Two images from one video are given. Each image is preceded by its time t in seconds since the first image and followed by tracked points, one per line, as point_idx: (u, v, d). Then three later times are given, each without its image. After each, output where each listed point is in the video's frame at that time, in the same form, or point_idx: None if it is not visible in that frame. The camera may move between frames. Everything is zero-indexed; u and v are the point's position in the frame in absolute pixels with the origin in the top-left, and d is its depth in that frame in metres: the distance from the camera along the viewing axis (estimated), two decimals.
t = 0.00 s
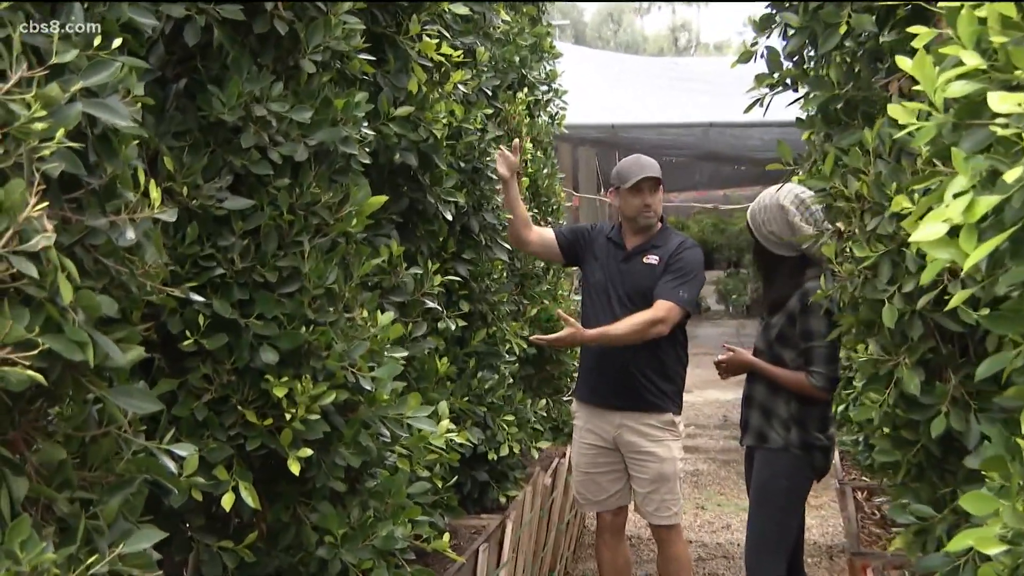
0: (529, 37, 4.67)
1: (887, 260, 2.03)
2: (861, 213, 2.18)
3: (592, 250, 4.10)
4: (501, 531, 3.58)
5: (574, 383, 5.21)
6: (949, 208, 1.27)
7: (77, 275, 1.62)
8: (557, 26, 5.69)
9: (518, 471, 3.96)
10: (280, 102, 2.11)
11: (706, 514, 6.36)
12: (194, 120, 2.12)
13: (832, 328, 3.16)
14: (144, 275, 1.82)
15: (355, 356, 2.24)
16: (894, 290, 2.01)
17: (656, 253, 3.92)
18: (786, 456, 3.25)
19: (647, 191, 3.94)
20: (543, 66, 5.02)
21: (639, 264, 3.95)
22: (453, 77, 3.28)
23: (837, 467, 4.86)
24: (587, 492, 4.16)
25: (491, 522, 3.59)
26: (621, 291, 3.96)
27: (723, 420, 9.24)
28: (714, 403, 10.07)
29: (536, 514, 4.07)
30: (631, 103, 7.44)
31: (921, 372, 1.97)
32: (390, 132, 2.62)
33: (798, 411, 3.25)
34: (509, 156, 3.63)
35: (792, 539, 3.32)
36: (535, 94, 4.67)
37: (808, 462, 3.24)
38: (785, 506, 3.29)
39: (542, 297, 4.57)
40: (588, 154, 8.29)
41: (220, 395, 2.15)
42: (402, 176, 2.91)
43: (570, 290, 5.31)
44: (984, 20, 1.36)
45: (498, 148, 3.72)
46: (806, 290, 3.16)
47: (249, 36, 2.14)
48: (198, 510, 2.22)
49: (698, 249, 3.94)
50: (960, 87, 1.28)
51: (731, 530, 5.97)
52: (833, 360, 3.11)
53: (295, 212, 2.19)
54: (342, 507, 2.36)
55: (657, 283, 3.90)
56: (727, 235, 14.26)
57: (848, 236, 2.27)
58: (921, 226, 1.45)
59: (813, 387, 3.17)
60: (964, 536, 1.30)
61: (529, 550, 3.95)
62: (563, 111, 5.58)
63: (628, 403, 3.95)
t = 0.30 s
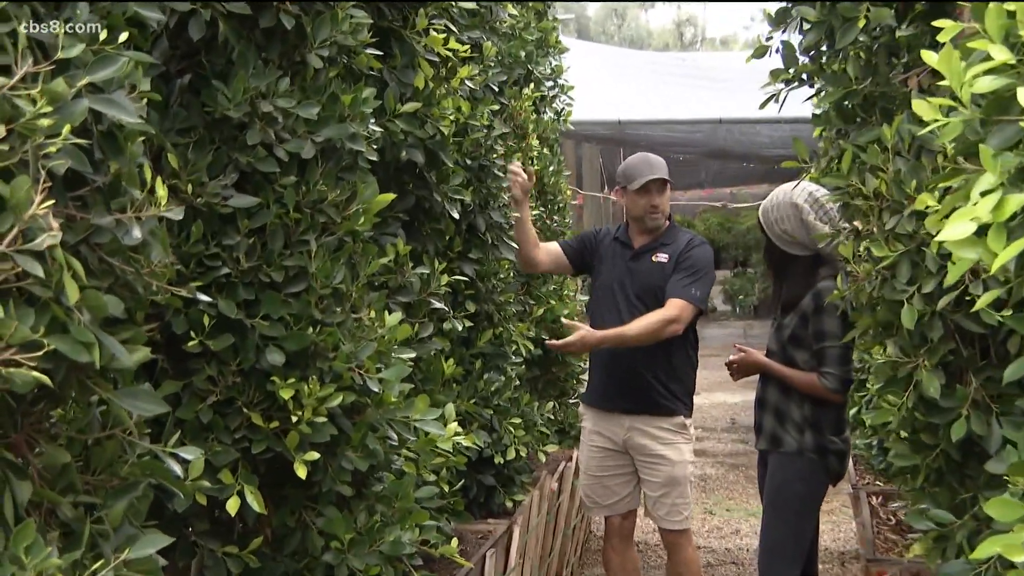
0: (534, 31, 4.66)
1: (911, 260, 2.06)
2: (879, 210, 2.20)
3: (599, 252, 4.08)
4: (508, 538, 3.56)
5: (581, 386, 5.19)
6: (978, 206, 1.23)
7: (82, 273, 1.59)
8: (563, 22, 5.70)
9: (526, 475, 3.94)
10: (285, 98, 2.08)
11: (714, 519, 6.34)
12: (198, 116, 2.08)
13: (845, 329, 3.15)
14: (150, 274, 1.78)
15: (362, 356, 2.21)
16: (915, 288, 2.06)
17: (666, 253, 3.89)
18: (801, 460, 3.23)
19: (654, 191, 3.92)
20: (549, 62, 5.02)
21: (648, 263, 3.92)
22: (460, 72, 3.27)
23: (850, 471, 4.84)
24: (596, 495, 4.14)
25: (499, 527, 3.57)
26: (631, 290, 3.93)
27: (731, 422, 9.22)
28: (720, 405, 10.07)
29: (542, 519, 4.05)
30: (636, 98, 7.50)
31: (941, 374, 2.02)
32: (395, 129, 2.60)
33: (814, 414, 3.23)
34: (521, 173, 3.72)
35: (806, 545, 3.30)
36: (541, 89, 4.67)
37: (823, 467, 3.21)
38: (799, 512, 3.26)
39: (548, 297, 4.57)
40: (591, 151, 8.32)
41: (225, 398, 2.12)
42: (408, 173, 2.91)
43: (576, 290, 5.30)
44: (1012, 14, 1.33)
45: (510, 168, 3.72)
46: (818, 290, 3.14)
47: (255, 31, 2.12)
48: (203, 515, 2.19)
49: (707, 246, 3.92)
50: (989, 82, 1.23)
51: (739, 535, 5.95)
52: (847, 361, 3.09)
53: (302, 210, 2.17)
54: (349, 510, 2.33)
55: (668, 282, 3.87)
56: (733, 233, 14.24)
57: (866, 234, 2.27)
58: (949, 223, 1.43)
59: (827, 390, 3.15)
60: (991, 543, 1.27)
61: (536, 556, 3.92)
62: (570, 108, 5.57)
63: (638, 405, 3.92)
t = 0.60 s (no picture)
0: (543, 25, 4.66)
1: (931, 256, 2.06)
2: (899, 205, 2.20)
3: (607, 253, 4.06)
4: (517, 536, 3.56)
5: (588, 382, 5.19)
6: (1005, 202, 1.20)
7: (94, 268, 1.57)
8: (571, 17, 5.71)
9: (534, 473, 3.95)
10: (297, 90, 2.07)
11: (723, 519, 6.33)
12: (209, 108, 2.07)
13: (861, 327, 3.11)
14: (161, 268, 1.76)
15: (374, 352, 2.20)
16: (933, 285, 2.05)
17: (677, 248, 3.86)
18: (814, 459, 3.22)
19: (662, 184, 3.94)
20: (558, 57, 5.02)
21: (659, 259, 3.88)
22: (469, 65, 3.28)
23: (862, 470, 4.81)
24: (607, 493, 4.14)
25: (507, 526, 3.59)
26: (642, 287, 3.88)
27: (738, 421, 9.20)
28: (726, 403, 10.06)
29: (551, 517, 4.05)
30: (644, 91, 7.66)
31: (961, 373, 2.01)
32: (406, 122, 2.60)
33: (828, 412, 3.22)
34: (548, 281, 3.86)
35: (818, 546, 3.27)
36: (549, 84, 4.67)
37: (837, 466, 3.20)
38: (812, 511, 3.25)
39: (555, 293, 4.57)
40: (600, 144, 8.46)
41: (235, 393, 2.11)
42: (417, 167, 2.93)
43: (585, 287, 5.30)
44: None
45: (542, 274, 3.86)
46: (833, 286, 3.13)
47: (267, 22, 2.10)
48: (212, 512, 2.18)
49: (720, 241, 3.87)
50: (1018, 74, 1.20)
51: (748, 536, 5.94)
52: (863, 359, 3.09)
53: (313, 203, 2.15)
54: (359, 508, 2.32)
55: (681, 279, 3.83)
56: (739, 229, 14.22)
57: (887, 230, 2.27)
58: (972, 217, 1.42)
59: (842, 388, 3.13)
60: (1014, 544, 1.25)
61: (545, 554, 3.94)
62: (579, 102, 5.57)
63: (654, 404, 3.86)
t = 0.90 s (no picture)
0: (534, 20, 4.67)
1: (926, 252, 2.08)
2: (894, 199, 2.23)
3: (594, 251, 4.07)
4: (511, 530, 3.58)
5: (579, 377, 5.21)
6: (1007, 195, 1.22)
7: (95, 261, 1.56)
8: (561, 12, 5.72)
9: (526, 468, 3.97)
10: (293, 83, 2.06)
11: (712, 513, 6.37)
12: (205, 101, 2.06)
13: (847, 319, 3.15)
14: (160, 261, 1.76)
15: (371, 346, 2.20)
16: (928, 279, 2.07)
17: (671, 244, 3.91)
18: (809, 453, 3.24)
19: (642, 179, 3.94)
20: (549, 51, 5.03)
21: (652, 255, 3.92)
22: (462, 59, 3.28)
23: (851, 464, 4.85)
24: (603, 488, 4.14)
25: (501, 520, 3.62)
26: (638, 284, 3.91)
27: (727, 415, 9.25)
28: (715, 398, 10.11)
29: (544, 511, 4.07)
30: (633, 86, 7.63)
31: (956, 365, 2.03)
32: (400, 115, 2.60)
33: (823, 405, 3.25)
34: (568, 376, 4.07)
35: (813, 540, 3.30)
36: (540, 78, 4.68)
37: (831, 459, 3.23)
38: (807, 504, 3.27)
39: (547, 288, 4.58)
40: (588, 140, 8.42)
41: (232, 387, 2.11)
42: (411, 162, 2.95)
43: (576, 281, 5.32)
44: None
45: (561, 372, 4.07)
46: (818, 278, 3.18)
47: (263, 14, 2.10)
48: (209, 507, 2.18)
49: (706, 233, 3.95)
50: (1020, 67, 1.21)
51: (737, 529, 5.98)
52: (847, 348, 3.11)
53: (310, 197, 2.15)
54: (356, 501, 2.33)
55: (676, 274, 3.88)
56: (726, 225, 14.27)
57: (882, 224, 2.31)
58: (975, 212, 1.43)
59: (827, 377, 3.15)
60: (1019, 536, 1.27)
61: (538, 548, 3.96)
62: (568, 96, 5.57)
63: (658, 400, 3.92)
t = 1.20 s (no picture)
0: (520, 21, 4.68)
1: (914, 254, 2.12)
2: (883, 203, 2.26)
3: (584, 248, 4.07)
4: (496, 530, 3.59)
5: (563, 377, 5.23)
6: (1003, 199, 1.24)
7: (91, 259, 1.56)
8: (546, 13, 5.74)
9: (512, 468, 3.97)
10: (286, 82, 2.06)
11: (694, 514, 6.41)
12: (197, 99, 2.05)
13: (835, 325, 3.19)
14: (154, 259, 1.75)
15: (361, 345, 2.20)
16: (916, 282, 2.10)
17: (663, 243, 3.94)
18: (791, 454, 3.27)
19: (621, 181, 4.01)
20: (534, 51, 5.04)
21: (644, 254, 3.94)
22: (450, 59, 3.28)
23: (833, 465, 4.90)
24: (589, 488, 4.16)
25: (486, 521, 3.63)
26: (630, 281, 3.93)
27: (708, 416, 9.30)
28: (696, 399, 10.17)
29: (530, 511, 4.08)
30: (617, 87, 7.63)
31: (942, 367, 2.07)
32: (390, 115, 2.61)
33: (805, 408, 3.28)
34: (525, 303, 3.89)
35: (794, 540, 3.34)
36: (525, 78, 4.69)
37: (812, 461, 3.26)
38: (789, 505, 3.30)
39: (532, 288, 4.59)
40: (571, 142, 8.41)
41: (222, 386, 2.10)
42: (399, 161, 2.96)
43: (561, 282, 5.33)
44: None
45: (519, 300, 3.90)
46: (814, 282, 3.20)
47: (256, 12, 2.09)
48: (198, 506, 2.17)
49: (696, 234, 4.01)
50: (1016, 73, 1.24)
51: (718, 530, 6.02)
52: (828, 354, 3.16)
53: (301, 196, 2.15)
54: (345, 501, 2.32)
55: (667, 273, 3.91)
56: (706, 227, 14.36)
57: (871, 228, 2.34)
58: (967, 216, 1.46)
59: (802, 380, 3.20)
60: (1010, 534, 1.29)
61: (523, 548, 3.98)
62: (553, 97, 5.59)
63: (647, 398, 3.94)
